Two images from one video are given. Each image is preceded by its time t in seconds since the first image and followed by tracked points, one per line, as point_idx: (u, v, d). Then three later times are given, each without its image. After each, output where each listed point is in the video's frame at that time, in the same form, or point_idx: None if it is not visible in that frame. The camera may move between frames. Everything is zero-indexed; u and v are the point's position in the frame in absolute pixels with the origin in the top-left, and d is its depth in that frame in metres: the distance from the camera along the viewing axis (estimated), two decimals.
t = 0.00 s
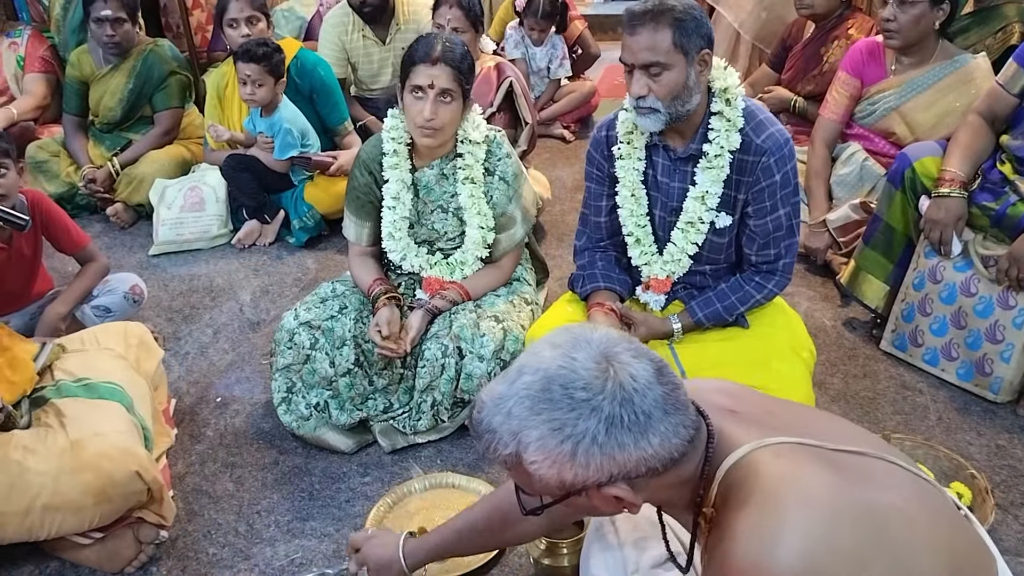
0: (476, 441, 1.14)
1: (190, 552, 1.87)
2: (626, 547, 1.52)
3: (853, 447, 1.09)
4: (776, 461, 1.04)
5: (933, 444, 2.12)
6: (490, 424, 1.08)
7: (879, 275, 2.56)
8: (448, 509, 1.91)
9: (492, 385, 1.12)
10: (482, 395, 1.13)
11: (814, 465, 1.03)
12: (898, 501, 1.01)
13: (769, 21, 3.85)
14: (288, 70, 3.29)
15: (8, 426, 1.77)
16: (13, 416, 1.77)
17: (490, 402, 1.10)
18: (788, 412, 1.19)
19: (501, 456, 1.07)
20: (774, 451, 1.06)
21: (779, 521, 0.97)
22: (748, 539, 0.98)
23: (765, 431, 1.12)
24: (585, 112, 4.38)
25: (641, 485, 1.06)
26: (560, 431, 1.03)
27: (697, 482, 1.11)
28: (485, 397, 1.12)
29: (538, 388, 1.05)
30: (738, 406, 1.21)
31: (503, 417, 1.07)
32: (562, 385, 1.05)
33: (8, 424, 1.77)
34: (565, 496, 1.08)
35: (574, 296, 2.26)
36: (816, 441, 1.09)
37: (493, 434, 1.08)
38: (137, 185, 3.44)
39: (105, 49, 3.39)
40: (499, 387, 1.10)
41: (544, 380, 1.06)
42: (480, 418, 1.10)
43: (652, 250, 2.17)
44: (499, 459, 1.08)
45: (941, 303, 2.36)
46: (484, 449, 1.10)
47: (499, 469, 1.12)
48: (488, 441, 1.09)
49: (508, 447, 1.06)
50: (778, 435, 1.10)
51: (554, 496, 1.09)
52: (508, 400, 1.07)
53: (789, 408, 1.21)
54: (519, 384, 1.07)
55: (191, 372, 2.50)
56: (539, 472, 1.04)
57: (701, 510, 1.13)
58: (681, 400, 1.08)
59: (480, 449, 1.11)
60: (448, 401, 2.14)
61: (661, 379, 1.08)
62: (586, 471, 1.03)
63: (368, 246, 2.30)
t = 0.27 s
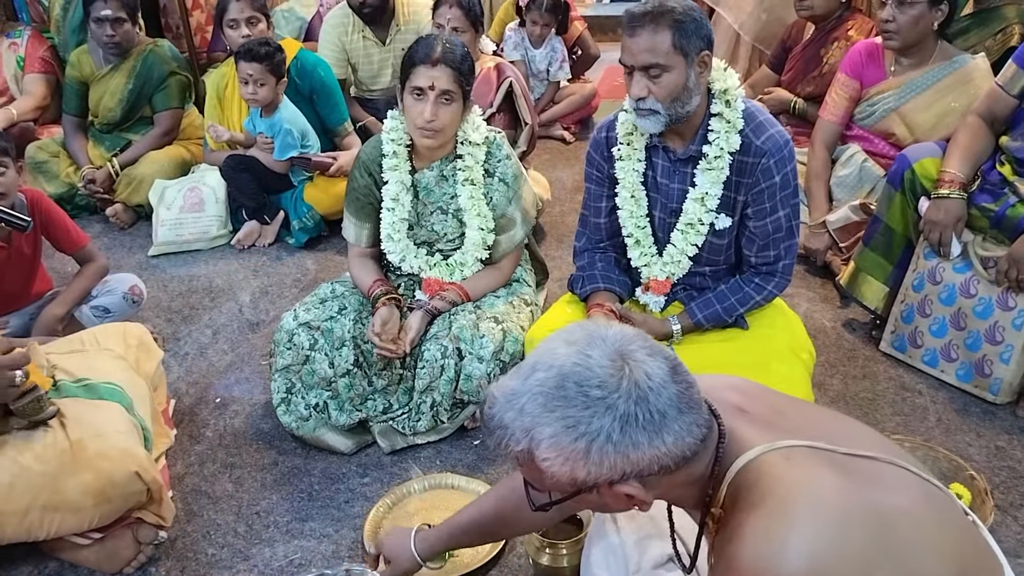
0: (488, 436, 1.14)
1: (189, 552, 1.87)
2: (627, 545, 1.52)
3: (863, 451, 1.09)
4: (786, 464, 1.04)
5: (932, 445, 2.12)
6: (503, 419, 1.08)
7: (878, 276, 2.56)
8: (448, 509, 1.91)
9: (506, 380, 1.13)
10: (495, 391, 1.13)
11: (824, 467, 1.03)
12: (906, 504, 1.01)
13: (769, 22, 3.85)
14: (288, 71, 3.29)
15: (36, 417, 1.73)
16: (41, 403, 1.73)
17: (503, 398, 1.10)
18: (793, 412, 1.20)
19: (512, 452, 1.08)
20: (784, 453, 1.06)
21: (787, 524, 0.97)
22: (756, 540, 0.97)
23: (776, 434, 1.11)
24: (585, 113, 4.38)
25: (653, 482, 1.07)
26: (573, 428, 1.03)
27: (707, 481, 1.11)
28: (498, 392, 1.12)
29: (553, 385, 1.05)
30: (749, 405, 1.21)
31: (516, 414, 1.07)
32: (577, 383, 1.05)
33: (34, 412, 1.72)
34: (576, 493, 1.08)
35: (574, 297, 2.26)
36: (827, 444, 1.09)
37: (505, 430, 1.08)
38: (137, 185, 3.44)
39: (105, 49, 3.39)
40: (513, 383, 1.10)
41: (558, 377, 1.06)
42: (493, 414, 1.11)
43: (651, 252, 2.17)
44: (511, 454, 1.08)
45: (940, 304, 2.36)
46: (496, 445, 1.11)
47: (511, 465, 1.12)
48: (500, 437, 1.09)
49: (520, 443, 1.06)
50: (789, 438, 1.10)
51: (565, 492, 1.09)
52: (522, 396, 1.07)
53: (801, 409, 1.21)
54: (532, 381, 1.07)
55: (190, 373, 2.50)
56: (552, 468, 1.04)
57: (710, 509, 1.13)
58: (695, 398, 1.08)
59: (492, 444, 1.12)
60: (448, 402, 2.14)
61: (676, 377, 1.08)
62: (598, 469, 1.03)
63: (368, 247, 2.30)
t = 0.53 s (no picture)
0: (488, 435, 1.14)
1: (188, 551, 1.87)
2: (626, 547, 1.52)
3: (863, 449, 1.09)
4: (786, 462, 1.05)
5: (930, 445, 2.12)
6: (504, 417, 1.08)
7: (877, 276, 2.56)
8: (447, 509, 1.90)
9: (507, 378, 1.13)
10: (496, 389, 1.14)
11: (823, 466, 1.03)
12: (906, 501, 1.01)
13: (768, 23, 3.85)
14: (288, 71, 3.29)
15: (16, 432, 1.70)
16: (21, 419, 1.70)
17: (504, 396, 1.10)
18: (790, 411, 1.20)
19: (513, 451, 1.08)
20: (784, 452, 1.07)
21: (788, 522, 0.97)
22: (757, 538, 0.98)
23: (776, 432, 1.11)
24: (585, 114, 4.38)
25: (655, 480, 1.07)
26: (576, 425, 1.03)
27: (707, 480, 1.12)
28: (499, 390, 1.12)
29: (555, 382, 1.05)
30: (748, 403, 1.21)
31: (517, 411, 1.07)
32: (580, 380, 1.05)
33: (15, 428, 1.70)
34: (577, 492, 1.08)
35: (573, 297, 2.26)
36: (827, 443, 1.09)
37: (507, 429, 1.08)
38: (136, 184, 3.44)
39: (105, 48, 3.39)
40: (514, 381, 1.10)
41: (560, 374, 1.06)
42: (494, 412, 1.11)
43: (650, 252, 2.17)
44: (512, 452, 1.08)
45: (939, 305, 2.37)
46: (497, 444, 1.11)
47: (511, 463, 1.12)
48: (502, 435, 1.09)
49: (522, 441, 1.06)
50: (789, 436, 1.10)
51: (566, 491, 1.09)
52: (523, 393, 1.07)
53: (801, 407, 1.21)
54: (534, 378, 1.07)
55: (189, 372, 2.50)
56: (553, 466, 1.04)
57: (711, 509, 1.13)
58: (696, 396, 1.09)
59: (493, 442, 1.12)
60: (447, 402, 2.14)
61: (677, 375, 1.08)
62: (600, 467, 1.03)
63: (367, 246, 2.30)
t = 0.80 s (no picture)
0: (480, 445, 1.14)
1: (183, 554, 1.86)
2: (622, 549, 1.52)
3: (855, 456, 1.09)
4: (778, 470, 1.05)
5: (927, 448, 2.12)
6: (496, 428, 1.08)
7: (874, 279, 2.56)
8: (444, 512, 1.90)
9: (499, 388, 1.13)
10: (488, 399, 1.13)
11: (815, 473, 1.04)
12: (899, 507, 1.01)
13: (765, 26, 3.86)
14: (285, 72, 3.28)
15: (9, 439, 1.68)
16: (15, 426, 1.68)
17: (496, 406, 1.10)
18: (784, 417, 1.20)
19: (506, 461, 1.08)
20: (775, 459, 1.07)
21: (780, 529, 0.97)
22: (750, 546, 0.97)
23: (767, 439, 1.12)
24: (582, 116, 4.39)
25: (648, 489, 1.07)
26: (569, 436, 1.03)
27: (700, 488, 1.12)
28: (491, 400, 1.12)
29: (547, 393, 1.05)
30: (739, 411, 1.22)
31: (510, 421, 1.07)
32: (572, 390, 1.05)
33: (9, 436, 1.68)
34: (569, 501, 1.08)
35: (571, 300, 2.26)
36: (818, 449, 1.09)
37: (499, 439, 1.08)
38: (133, 186, 3.44)
39: (101, 49, 3.39)
40: (506, 391, 1.10)
41: (553, 385, 1.06)
42: (486, 422, 1.11)
43: (647, 254, 2.17)
44: (504, 463, 1.08)
45: (935, 308, 2.37)
46: (489, 454, 1.11)
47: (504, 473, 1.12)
48: (494, 446, 1.09)
49: (515, 452, 1.06)
50: (780, 444, 1.10)
51: (558, 500, 1.09)
52: (516, 404, 1.07)
53: (793, 414, 1.21)
54: (526, 388, 1.07)
55: (185, 374, 2.50)
56: (546, 477, 1.04)
57: (704, 518, 1.14)
58: (687, 405, 1.09)
59: (485, 452, 1.11)
60: (444, 404, 2.13)
61: (668, 384, 1.09)
62: (593, 477, 1.03)
63: (365, 248, 2.30)
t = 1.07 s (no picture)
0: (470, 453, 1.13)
1: (180, 555, 1.86)
2: (618, 550, 1.53)
3: (843, 455, 1.09)
4: (766, 471, 1.05)
5: (923, 449, 2.13)
6: (486, 436, 1.08)
7: (870, 280, 2.56)
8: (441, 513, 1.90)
9: (488, 396, 1.12)
10: (476, 407, 1.13)
11: (804, 474, 1.04)
12: (887, 506, 1.01)
13: (760, 28, 3.86)
14: (282, 73, 3.28)
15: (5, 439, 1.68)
16: (12, 427, 1.68)
17: (485, 414, 1.09)
18: (776, 418, 1.20)
19: (496, 469, 1.07)
20: (763, 460, 1.07)
21: (769, 530, 0.97)
22: (741, 548, 0.97)
23: (755, 440, 1.12)
24: (579, 116, 4.39)
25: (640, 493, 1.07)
26: (559, 442, 1.02)
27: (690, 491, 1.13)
28: (480, 408, 1.11)
29: (536, 400, 1.04)
30: (728, 414, 1.22)
31: (499, 430, 1.06)
32: (562, 396, 1.04)
33: (5, 436, 1.68)
34: (559, 508, 1.08)
35: (568, 300, 2.26)
36: (806, 450, 1.09)
37: (489, 447, 1.07)
38: (129, 186, 3.43)
39: (98, 49, 3.38)
40: (495, 399, 1.10)
41: (542, 391, 1.05)
42: (476, 431, 1.10)
43: (644, 255, 2.17)
44: (495, 471, 1.07)
45: (932, 309, 2.37)
46: (480, 462, 1.10)
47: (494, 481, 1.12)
48: (484, 454, 1.08)
49: (505, 460, 1.06)
50: (768, 445, 1.11)
51: (548, 506, 1.09)
52: (505, 412, 1.06)
53: (781, 415, 1.21)
54: (515, 396, 1.07)
55: (182, 375, 2.49)
56: (537, 484, 1.04)
57: (694, 521, 1.14)
58: (676, 409, 1.09)
59: (475, 460, 1.11)
60: (441, 405, 2.13)
61: (657, 388, 1.09)
62: (584, 483, 1.03)
63: (362, 248, 2.30)
